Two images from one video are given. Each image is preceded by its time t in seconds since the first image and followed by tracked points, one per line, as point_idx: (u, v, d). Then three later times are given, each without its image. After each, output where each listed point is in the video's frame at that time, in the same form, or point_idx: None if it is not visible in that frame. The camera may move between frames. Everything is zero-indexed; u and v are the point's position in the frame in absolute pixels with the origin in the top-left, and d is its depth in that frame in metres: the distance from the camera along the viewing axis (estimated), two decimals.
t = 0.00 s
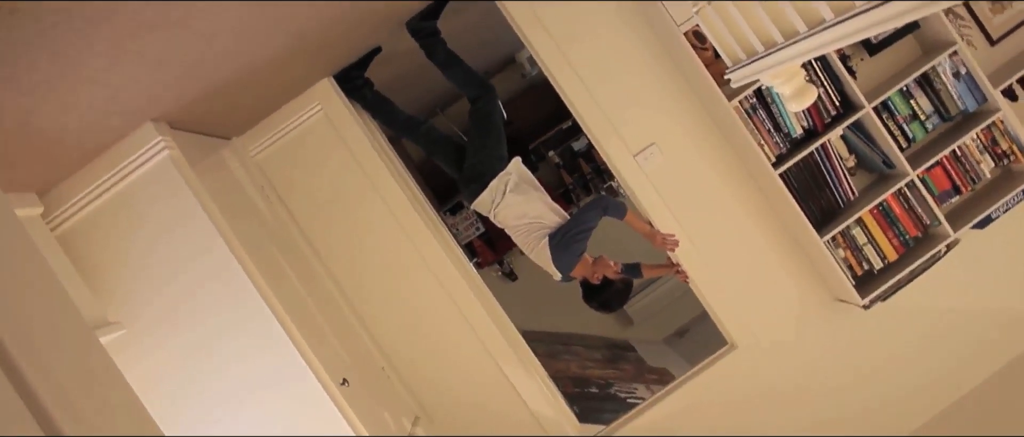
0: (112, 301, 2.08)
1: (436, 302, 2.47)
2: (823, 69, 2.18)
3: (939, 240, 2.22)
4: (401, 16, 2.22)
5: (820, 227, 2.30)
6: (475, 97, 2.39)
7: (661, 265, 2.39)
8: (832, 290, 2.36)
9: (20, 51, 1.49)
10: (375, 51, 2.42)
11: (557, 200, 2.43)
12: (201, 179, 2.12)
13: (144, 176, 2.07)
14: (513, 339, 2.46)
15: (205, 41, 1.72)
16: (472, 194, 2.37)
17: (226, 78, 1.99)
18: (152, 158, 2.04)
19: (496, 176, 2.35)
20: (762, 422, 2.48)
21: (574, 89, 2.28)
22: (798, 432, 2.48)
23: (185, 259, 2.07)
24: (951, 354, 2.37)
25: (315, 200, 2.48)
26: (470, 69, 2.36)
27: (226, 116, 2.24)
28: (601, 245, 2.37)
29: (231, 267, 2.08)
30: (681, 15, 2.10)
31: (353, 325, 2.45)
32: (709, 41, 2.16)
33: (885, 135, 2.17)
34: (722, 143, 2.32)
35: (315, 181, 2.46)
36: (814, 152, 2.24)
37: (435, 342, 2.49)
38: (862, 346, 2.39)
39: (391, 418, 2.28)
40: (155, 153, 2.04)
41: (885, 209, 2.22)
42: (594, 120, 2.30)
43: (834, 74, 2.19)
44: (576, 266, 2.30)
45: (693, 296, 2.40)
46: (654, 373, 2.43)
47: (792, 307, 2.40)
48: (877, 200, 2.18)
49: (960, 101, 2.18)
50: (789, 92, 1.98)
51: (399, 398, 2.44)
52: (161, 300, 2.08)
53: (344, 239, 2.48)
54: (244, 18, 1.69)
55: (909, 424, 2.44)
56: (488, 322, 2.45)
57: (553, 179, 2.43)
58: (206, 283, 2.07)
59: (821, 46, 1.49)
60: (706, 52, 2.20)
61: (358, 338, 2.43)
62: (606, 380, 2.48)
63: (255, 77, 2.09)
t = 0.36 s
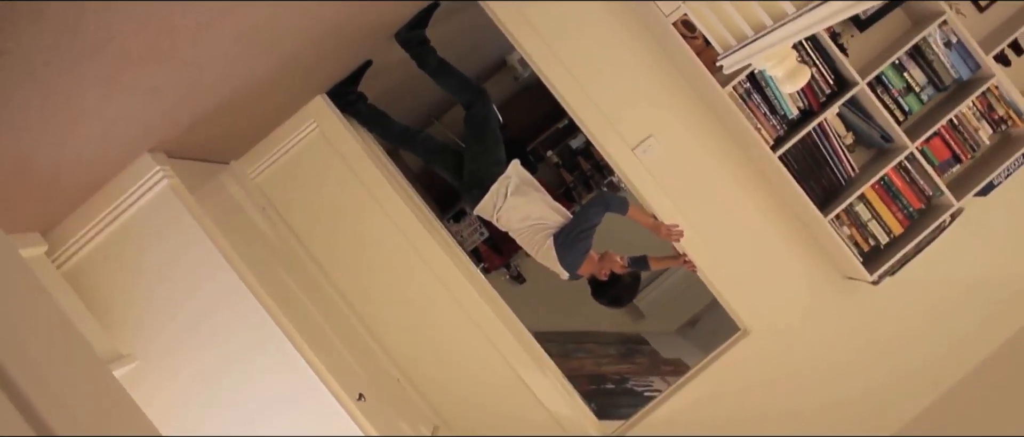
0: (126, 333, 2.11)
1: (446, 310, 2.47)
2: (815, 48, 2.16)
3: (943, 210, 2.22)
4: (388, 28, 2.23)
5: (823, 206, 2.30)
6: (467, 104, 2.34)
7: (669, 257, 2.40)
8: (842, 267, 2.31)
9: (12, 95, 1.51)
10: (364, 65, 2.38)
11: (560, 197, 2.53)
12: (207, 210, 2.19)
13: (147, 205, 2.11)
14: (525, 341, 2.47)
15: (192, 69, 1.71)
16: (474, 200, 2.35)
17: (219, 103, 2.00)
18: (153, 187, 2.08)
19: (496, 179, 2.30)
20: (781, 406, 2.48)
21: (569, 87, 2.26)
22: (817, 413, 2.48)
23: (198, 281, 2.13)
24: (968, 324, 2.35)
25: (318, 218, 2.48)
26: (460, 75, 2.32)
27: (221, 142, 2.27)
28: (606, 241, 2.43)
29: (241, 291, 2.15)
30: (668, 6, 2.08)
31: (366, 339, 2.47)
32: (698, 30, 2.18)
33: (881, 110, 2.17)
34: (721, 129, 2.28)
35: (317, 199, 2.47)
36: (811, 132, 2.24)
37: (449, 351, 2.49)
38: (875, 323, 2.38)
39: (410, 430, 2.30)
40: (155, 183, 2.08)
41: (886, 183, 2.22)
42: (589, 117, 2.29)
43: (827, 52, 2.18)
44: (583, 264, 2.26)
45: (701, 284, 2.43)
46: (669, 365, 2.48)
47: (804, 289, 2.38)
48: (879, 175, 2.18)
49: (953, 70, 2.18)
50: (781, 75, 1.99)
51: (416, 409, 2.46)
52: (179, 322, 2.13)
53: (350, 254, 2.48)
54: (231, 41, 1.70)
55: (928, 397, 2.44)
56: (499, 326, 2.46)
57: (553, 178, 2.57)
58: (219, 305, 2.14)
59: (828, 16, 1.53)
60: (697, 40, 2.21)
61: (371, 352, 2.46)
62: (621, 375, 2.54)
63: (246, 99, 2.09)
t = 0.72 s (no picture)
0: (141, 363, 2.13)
1: (456, 318, 2.47)
2: (806, 30, 2.16)
3: (946, 182, 2.21)
4: (378, 40, 2.24)
5: (825, 186, 2.30)
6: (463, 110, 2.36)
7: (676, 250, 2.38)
8: (849, 246, 2.31)
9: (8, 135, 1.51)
10: (359, 78, 2.42)
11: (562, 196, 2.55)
12: (211, 235, 2.20)
13: (152, 234, 2.12)
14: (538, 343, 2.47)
15: (185, 95, 1.71)
16: (476, 208, 2.36)
17: (216, 126, 2.00)
18: (155, 215, 2.08)
19: (496, 186, 2.31)
20: (798, 390, 2.47)
21: (564, 86, 2.26)
22: (835, 394, 2.47)
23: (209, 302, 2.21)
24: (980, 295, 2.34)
25: (322, 235, 2.48)
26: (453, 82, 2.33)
27: (221, 166, 2.28)
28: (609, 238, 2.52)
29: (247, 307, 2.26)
30: None
31: (379, 352, 2.48)
32: (688, 20, 2.17)
33: (877, 87, 2.17)
34: (718, 118, 2.27)
35: (320, 216, 2.47)
36: (808, 113, 2.23)
37: (462, 359, 2.48)
38: (888, 300, 2.36)
39: None
40: (156, 211, 2.08)
41: (887, 160, 2.21)
42: (585, 115, 2.29)
43: (819, 34, 2.17)
44: (589, 263, 2.25)
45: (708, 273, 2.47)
46: (682, 357, 2.55)
47: (813, 272, 2.37)
48: (879, 151, 2.18)
49: (946, 42, 2.18)
50: (774, 59, 1.99)
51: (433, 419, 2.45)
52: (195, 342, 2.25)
53: (355, 268, 2.47)
54: (223, 63, 1.70)
55: (945, 370, 2.43)
56: (511, 330, 2.45)
57: (554, 178, 2.58)
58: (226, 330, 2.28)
59: None
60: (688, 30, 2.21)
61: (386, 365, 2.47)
62: (636, 370, 2.61)
63: (241, 121, 2.09)
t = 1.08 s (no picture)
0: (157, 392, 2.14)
1: (468, 324, 2.47)
2: (795, 11, 2.16)
3: (948, 151, 2.20)
4: (370, 53, 2.24)
5: (827, 165, 2.30)
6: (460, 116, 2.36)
7: (682, 238, 2.40)
8: (855, 223, 2.31)
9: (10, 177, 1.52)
10: (354, 93, 2.41)
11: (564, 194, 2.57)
12: (218, 261, 2.21)
13: (160, 263, 2.13)
14: (552, 343, 2.48)
15: (181, 123, 1.71)
16: (480, 213, 2.36)
17: (214, 152, 2.00)
18: (160, 244, 2.09)
19: (499, 187, 2.31)
20: (815, 370, 2.47)
21: (559, 85, 2.26)
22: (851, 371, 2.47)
23: (221, 325, 2.21)
24: (992, 261, 2.33)
25: (328, 251, 2.48)
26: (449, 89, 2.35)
27: (222, 191, 2.29)
28: (617, 229, 2.42)
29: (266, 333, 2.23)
30: None
31: (393, 364, 2.49)
32: (678, 9, 2.16)
33: (870, 62, 2.17)
34: (714, 105, 2.27)
35: (325, 233, 2.47)
36: (804, 93, 2.23)
37: (476, 364, 2.49)
38: (900, 273, 2.35)
39: None
40: (162, 240, 2.08)
41: (886, 133, 2.21)
42: (582, 111, 2.30)
43: (808, 13, 2.17)
44: (599, 257, 2.25)
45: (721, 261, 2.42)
46: (699, 346, 2.50)
47: (821, 250, 2.36)
48: (878, 125, 2.18)
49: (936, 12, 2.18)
50: (766, 41, 2.00)
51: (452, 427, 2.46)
52: (209, 368, 2.25)
53: (364, 282, 2.48)
54: (217, 89, 1.70)
55: (960, 339, 2.42)
56: (523, 332, 2.46)
57: (555, 178, 2.59)
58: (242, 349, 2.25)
59: None
60: (677, 19, 2.20)
61: (401, 376, 2.49)
62: (652, 362, 2.55)
63: (239, 144, 2.10)
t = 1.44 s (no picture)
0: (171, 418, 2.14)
1: (477, 329, 2.47)
2: None
3: (945, 126, 2.20)
4: (362, 65, 2.24)
5: (824, 148, 2.30)
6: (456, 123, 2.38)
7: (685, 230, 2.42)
8: (855, 205, 2.31)
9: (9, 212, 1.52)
10: (349, 106, 2.41)
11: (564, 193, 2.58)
12: (223, 283, 2.21)
13: (165, 288, 2.13)
14: (562, 342, 2.48)
15: (177, 148, 1.71)
16: (482, 218, 2.33)
17: (213, 174, 2.00)
18: (165, 270, 2.09)
19: (499, 191, 2.30)
20: (826, 353, 2.47)
21: (552, 86, 2.26)
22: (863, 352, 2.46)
23: (231, 347, 2.23)
24: (997, 234, 2.32)
25: (332, 266, 2.48)
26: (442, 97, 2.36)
27: (222, 213, 2.30)
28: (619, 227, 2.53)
29: (275, 351, 2.26)
30: None
31: (405, 374, 2.49)
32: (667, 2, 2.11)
33: (861, 43, 2.17)
34: (708, 95, 2.27)
35: (328, 249, 2.47)
36: (798, 78, 2.23)
37: (487, 369, 2.49)
38: (906, 252, 2.35)
39: None
40: (166, 266, 2.08)
41: (882, 112, 2.21)
42: (577, 110, 2.29)
43: None
44: (603, 255, 2.25)
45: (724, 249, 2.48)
46: (708, 338, 2.55)
47: (825, 233, 2.36)
48: (874, 105, 2.19)
49: None
50: (757, 29, 2.02)
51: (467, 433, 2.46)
52: (221, 392, 2.26)
53: (370, 295, 2.47)
54: (211, 111, 1.69)
55: (970, 313, 2.42)
56: (533, 334, 2.46)
57: (554, 177, 2.60)
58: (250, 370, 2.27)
59: None
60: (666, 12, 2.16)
61: (414, 386, 2.49)
62: (664, 356, 2.62)
63: (236, 166, 2.10)
